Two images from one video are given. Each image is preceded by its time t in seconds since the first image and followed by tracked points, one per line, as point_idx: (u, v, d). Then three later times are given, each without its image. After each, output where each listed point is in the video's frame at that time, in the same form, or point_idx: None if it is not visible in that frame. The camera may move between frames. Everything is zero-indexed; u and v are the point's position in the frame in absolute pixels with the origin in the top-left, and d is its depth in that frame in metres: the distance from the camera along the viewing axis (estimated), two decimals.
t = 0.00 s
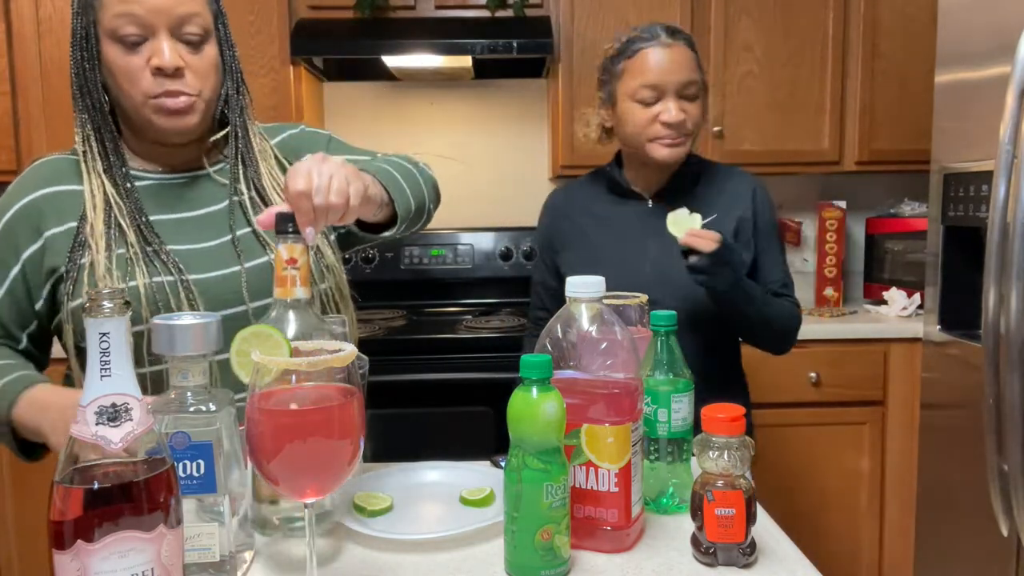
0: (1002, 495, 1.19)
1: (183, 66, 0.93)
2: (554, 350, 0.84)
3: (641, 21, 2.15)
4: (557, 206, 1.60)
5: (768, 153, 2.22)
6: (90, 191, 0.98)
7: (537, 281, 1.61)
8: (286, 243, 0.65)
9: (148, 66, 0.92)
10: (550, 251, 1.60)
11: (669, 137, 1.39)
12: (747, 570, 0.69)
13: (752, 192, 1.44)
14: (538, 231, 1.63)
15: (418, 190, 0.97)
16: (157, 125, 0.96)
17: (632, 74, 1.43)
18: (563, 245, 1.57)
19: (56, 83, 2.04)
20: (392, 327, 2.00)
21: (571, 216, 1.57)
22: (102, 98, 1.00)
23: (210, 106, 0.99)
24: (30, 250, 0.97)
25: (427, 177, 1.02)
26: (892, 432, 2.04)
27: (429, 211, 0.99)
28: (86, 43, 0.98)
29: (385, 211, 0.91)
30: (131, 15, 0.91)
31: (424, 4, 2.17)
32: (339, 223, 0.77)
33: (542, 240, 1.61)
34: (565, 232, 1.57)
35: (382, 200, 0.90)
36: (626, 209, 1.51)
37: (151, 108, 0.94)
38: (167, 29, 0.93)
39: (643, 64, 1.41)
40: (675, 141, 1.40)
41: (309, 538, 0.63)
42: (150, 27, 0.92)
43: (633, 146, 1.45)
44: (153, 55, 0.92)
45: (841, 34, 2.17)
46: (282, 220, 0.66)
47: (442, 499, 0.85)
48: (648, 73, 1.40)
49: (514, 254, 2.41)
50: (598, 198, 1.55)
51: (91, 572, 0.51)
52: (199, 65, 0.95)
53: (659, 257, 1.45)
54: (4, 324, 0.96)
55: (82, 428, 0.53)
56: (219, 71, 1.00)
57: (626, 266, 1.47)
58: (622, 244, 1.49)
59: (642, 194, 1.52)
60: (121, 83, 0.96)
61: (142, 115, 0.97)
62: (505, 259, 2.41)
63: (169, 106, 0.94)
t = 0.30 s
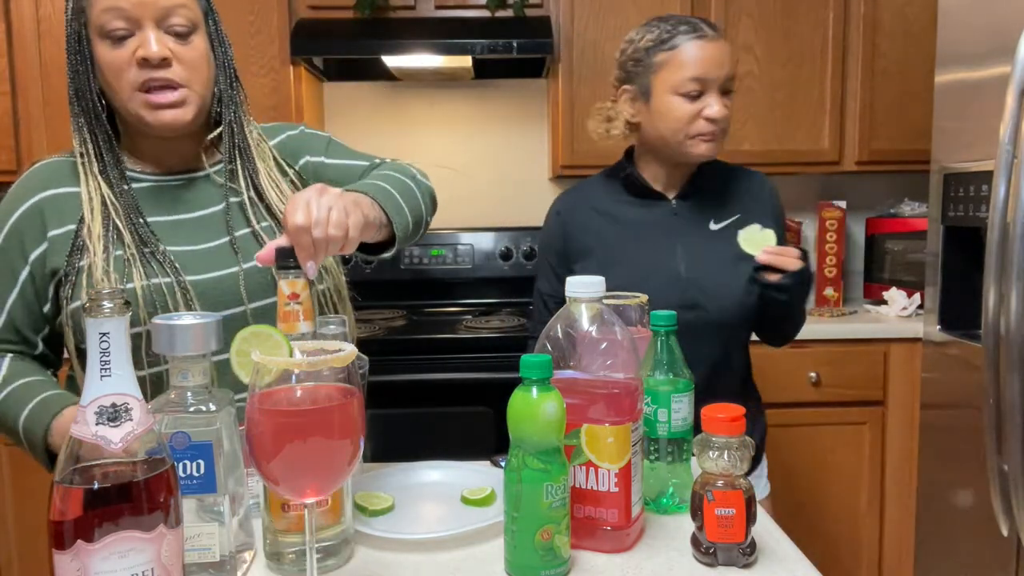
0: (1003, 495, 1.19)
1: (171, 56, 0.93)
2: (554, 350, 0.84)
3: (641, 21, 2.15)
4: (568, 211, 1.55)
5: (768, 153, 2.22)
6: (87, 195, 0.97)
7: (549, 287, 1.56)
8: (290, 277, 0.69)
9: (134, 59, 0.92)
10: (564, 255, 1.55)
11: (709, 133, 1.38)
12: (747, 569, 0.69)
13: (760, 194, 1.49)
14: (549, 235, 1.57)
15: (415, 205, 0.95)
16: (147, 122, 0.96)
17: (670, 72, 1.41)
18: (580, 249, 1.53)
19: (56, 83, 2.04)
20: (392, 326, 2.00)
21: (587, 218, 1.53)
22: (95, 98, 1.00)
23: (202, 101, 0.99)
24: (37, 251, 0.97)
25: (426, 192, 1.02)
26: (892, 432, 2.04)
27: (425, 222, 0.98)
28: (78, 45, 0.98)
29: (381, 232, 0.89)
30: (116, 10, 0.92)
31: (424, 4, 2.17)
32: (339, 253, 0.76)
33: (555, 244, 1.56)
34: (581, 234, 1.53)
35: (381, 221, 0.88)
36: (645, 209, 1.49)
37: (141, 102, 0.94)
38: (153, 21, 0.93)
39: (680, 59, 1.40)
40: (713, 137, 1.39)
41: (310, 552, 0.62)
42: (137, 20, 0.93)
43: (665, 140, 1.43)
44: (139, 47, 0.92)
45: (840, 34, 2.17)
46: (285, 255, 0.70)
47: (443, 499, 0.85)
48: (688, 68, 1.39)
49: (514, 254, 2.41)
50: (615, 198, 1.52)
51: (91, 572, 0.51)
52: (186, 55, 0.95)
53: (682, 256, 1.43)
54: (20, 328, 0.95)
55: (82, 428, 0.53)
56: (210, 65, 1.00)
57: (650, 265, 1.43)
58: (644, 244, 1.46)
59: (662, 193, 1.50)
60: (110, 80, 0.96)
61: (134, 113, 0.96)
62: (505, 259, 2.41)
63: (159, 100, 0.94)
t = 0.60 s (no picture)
0: (1002, 495, 1.19)
1: (171, 45, 0.94)
2: (553, 350, 0.84)
3: (642, 21, 2.16)
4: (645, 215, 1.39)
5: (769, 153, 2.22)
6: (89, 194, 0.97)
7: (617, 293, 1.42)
8: (288, 280, 0.68)
9: (135, 49, 0.93)
10: (635, 260, 1.40)
11: (803, 121, 1.32)
12: (747, 570, 0.69)
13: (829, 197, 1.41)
14: (620, 236, 1.41)
15: (418, 206, 0.95)
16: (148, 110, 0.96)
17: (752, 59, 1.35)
18: (655, 254, 1.38)
19: (56, 83, 2.04)
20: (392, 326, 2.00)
21: (664, 220, 1.37)
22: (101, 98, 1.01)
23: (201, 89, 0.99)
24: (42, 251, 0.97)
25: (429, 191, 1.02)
26: (892, 432, 2.04)
27: (429, 224, 0.98)
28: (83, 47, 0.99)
29: (387, 233, 0.89)
30: (120, 2, 0.93)
31: (424, 4, 2.17)
32: (341, 257, 0.76)
33: (627, 248, 1.40)
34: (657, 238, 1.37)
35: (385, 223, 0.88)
36: (731, 212, 1.35)
37: (142, 92, 0.94)
38: (152, 11, 0.94)
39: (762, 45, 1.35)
40: (808, 125, 1.33)
41: (310, 553, 0.61)
42: (138, 12, 0.93)
43: (753, 129, 1.35)
44: (140, 37, 0.93)
45: (840, 34, 2.17)
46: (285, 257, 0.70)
47: (443, 499, 0.85)
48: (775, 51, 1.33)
49: (514, 254, 2.41)
50: (696, 197, 1.37)
51: (91, 573, 0.51)
52: (187, 46, 0.95)
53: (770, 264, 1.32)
54: (27, 329, 0.96)
55: (82, 428, 0.53)
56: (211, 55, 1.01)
57: (739, 275, 1.31)
58: (731, 251, 1.33)
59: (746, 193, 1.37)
60: (112, 74, 0.96)
61: (136, 104, 0.96)
62: (505, 259, 2.41)
63: (159, 90, 0.94)
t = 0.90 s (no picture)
0: (1002, 494, 1.19)
1: (192, 50, 0.94)
2: (553, 350, 0.83)
3: (642, 21, 2.16)
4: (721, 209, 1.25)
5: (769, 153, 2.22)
6: (105, 182, 1.00)
7: (685, 292, 1.29)
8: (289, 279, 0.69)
9: (157, 52, 0.93)
10: (706, 256, 1.27)
11: (893, 109, 1.13)
12: (747, 570, 0.69)
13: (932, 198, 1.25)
14: (691, 229, 1.28)
15: (430, 216, 0.97)
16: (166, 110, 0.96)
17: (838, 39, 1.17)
18: (731, 251, 1.24)
19: (56, 83, 2.04)
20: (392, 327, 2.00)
21: (742, 214, 1.23)
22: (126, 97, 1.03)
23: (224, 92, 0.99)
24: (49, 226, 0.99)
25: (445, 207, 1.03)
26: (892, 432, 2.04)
27: (438, 235, 0.99)
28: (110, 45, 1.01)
29: (393, 227, 0.90)
30: (143, 4, 0.94)
31: (424, 4, 2.17)
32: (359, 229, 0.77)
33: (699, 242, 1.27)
34: (734, 233, 1.24)
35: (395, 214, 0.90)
36: (820, 208, 1.20)
37: (160, 93, 0.95)
38: (176, 17, 0.94)
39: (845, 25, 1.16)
40: (899, 114, 1.14)
41: (310, 553, 0.61)
42: (161, 14, 0.94)
43: (833, 118, 1.18)
44: (162, 40, 0.93)
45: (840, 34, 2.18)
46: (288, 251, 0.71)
47: (443, 499, 0.85)
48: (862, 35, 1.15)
49: (514, 254, 2.42)
50: (778, 190, 1.22)
51: (91, 572, 0.51)
52: (207, 50, 0.95)
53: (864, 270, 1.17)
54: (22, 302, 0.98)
55: (82, 428, 0.53)
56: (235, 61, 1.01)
57: (826, 279, 1.17)
58: (815, 251, 1.19)
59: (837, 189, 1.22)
60: (134, 72, 0.97)
61: (154, 103, 0.97)
62: (505, 259, 2.42)
63: (178, 93, 0.94)
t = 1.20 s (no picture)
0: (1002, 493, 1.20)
1: (218, 62, 1.00)
2: (553, 350, 0.83)
3: (641, 20, 2.16)
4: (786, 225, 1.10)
5: (769, 153, 2.22)
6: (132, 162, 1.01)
7: (745, 318, 1.15)
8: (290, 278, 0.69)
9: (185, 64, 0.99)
10: (772, 281, 1.11)
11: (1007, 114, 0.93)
12: (747, 570, 0.69)
13: None
14: (750, 249, 1.13)
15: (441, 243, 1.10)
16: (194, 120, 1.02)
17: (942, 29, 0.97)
18: (800, 273, 1.08)
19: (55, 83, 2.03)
20: (393, 327, 2.00)
21: (811, 230, 1.07)
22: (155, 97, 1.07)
23: (247, 101, 1.05)
24: (56, 189, 1.00)
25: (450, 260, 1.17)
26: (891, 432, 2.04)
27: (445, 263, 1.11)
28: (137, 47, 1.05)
29: (405, 226, 1.03)
30: (173, 16, 0.99)
31: (424, 4, 2.17)
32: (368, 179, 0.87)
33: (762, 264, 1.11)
34: (802, 252, 1.08)
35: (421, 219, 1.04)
36: (907, 221, 1.03)
37: (190, 104, 1.00)
38: (204, 30, 1.00)
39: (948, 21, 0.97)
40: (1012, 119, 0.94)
41: (310, 553, 0.61)
42: (189, 26, 0.99)
43: (931, 120, 0.99)
44: (191, 53, 0.98)
45: (840, 35, 2.18)
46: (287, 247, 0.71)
47: (443, 499, 0.85)
48: (966, 29, 0.95)
49: (514, 254, 2.43)
50: (855, 205, 1.06)
51: (91, 572, 0.51)
52: (234, 61, 1.02)
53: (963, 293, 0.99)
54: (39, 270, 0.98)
55: (82, 428, 0.53)
56: (259, 71, 1.07)
57: (918, 303, 0.99)
58: (907, 274, 1.00)
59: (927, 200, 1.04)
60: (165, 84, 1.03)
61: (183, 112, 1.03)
62: (505, 259, 2.43)
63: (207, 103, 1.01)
